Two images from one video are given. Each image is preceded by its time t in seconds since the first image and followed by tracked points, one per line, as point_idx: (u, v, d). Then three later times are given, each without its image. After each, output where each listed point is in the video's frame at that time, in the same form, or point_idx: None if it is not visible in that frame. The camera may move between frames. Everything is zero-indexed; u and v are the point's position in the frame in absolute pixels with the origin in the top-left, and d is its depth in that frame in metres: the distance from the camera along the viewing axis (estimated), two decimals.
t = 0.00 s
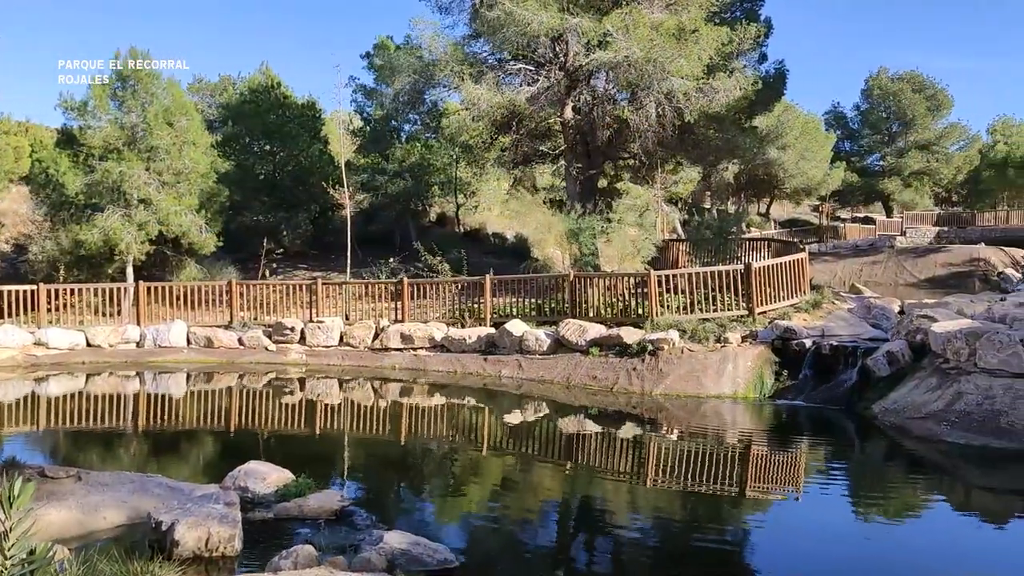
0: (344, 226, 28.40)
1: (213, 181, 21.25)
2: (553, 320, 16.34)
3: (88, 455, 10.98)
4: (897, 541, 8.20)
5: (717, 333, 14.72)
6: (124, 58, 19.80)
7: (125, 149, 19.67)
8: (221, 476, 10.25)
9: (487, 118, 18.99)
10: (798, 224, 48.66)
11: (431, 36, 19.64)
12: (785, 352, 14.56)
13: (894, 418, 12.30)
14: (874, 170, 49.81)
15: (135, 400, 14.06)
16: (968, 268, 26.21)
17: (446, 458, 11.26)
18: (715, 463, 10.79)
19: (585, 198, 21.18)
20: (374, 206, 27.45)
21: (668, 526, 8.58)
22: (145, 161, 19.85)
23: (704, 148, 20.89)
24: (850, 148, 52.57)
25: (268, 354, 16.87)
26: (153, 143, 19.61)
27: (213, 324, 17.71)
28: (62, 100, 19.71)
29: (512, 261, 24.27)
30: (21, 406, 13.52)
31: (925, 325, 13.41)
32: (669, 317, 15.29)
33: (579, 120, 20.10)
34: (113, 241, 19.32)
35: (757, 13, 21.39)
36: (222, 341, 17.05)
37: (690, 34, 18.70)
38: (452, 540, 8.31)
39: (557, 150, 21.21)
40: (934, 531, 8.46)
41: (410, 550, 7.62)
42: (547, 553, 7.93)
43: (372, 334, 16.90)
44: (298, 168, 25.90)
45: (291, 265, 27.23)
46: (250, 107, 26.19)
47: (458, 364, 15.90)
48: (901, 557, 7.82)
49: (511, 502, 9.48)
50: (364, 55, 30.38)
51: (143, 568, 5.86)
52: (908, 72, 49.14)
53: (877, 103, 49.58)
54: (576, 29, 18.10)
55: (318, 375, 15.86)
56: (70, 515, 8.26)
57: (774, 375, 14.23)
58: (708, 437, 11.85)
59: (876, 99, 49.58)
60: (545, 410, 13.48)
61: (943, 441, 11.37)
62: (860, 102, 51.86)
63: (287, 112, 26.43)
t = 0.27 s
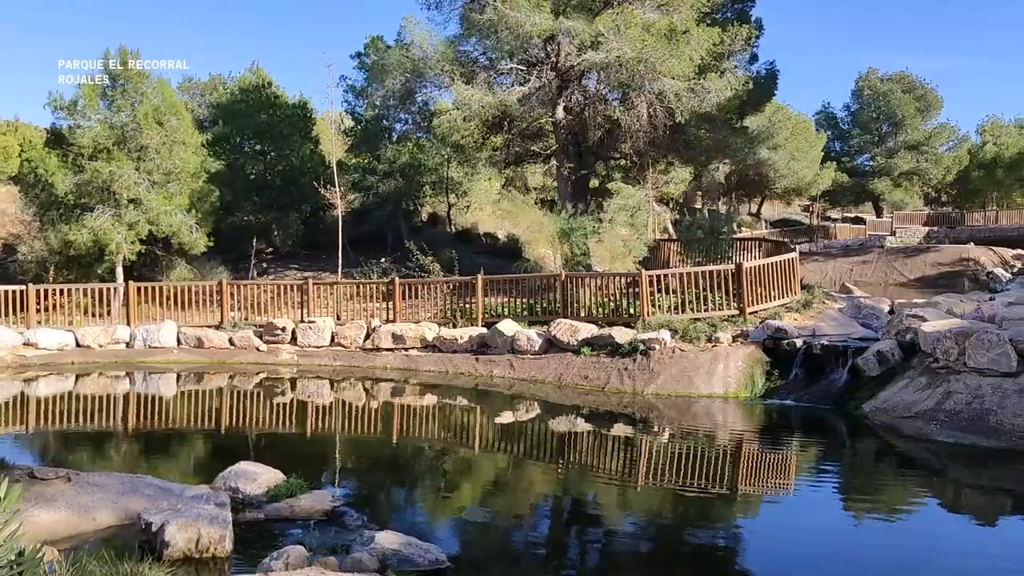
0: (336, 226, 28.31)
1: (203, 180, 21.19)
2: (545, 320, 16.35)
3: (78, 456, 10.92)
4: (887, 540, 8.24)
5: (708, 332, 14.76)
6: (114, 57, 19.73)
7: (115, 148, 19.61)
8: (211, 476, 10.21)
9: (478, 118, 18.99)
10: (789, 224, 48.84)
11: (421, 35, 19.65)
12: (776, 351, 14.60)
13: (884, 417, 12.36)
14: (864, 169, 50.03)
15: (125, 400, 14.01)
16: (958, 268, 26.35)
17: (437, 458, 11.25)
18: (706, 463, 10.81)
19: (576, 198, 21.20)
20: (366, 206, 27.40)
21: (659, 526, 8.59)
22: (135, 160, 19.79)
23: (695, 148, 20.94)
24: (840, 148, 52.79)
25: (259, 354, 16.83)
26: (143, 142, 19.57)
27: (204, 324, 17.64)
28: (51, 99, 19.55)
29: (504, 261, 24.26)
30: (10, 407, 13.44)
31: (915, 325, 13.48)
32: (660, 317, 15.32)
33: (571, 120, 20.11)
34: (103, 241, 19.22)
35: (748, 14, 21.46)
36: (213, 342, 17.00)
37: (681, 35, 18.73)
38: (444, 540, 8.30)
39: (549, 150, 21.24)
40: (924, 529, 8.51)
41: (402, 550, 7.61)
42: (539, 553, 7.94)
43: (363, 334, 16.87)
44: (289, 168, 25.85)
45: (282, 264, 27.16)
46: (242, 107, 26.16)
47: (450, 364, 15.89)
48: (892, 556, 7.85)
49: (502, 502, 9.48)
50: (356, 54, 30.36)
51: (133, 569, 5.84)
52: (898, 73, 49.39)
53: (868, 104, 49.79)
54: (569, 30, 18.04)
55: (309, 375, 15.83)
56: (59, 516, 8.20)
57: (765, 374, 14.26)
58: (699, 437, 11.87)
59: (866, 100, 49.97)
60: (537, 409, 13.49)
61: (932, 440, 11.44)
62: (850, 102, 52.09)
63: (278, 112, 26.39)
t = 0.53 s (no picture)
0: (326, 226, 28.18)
1: (193, 179, 21.11)
2: (536, 320, 16.35)
3: (66, 457, 10.86)
4: (876, 538, 8.27)
5: (699, 332, 14.78)
6: (103, 55, 19.61)
7: (103, 147, 19.52)
8: (201, 477, 10.17)
9: (469, 118, 18.98)
10: (779, 224, 48.99)
11: (411, 32, 19.75)
12: (766, 351, 14.64)
13: (873, 416, 12.41)
14: (854, 169, 50.25)
15: (114, 400, 13.94)
16: (947, 268, 26.47)
17: (428, 458, 11.24)
18: (697, 462, 10.83)
19: (567, 198, 21.22)
20: (356, 205, 27.34)
21: (650, 525, 8.61)
22: (124, 160, 19.71)
23: (686, 148, 20.98)
24: (829, 148, 53.01)
25: (249, 354, 16.77)
26: (132, 141, 19.49)
27: (194, 324, 17.58)
28: (39, 98, 19.42)
29: (495, 261, 24.26)
30: None
31: (904, 324, 13.54)
32: (651, 316, 15.34)
33: (562, 120, 20.13)
34: (92, 240, 19.12)
35: (738, 14, 21.53)
36: (203, 342, 16.94)
37: (672, 35, 18.77)
38: (434, 541, 8.28)
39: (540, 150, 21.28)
40: (912, 528, 8.55)
41: (393, 551, 7.60)
42: (530, 552, 7.94)
43: (354, 334, 16.83)
44: (279, 167, 25.78)
45: (272, 264, 27.09)
46: (231, 106, 26.11)
47: (441, 364, 15.87)
48: (881, 555, 7.89)
49: (493, 502, 9.48)
50: (346, 54, 30.31)
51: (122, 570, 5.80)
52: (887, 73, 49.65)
53: (857, 104, 50.00)
54: (561, 30, 17.87)
55: (300, 375, 15.79)
56: (47, 517, 8.16)
57: (756, 373, 14.30)
58: (690, 436, 11.90)
59: (855, 100, 50.21)
60: (528, 409, 13.49)
61: (921, 439, 11.49)
62: (840, 102, 52.31)
63: (268, 111, 26.32)
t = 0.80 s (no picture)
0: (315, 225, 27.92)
1: (181, 178, 21.01)
2: (526, 319, 16.35)
3: (54, 458, 10.79)
4: (866, 537, 8.30)
5: (689, 331, 14.81)
6: (91, 54, 19.54)
7: (92, 147, 19.40)
8: (190, 477, 10.13)
9: (459, 117, 18.94)
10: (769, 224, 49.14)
11: (405, 30, 19.61)
12: (756, 350, 14.68)
13: (862, 415, 12.46)
14: (843, 169, 50.46)
15: (103, 400, 13.86)
16: (935, 267, 26.60)
17: (418, 458, 11.22)
18: (687, 461, 10.85)
19: (558, 197, 21.22)
20: (346, 204, 27.29)
21: (641, 524, 8.62)
22: (112, 159, 19.60)
23: (676, 147, 21.02)
24: (818, 148, 53.22)
25: (238, 354, 16.71)
26: (120, 140, 19.37)
27: (183, 324, 17.50)
28: (27, 97, 19.32)
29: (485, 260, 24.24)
30: None
31: (892, 323, 13.61)
32: (641, 315, 15.36)
33: (552, 120, 20.14)
34: (80, 240, 19.00)
35: (728, 14, 21.60)
36: (192, 342, 16.86)
37: (663, 36, 18.80)
38: (424, 540, 8.27)
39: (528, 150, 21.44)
40: (901, 526, 8.59)
41: (383, 550, 7.58)
42: (520, 552, 7.93)
43: (344, 334, 16.78)
44: (268, 166, 25.69)
45: (262, 264, 27.00)
46: (220, 105, 26.06)
47: (431, 363, 15.85)
48: (870, 553, 7.91)
49: (483, 501, 9.47)
50: (336, 53, 30.24)
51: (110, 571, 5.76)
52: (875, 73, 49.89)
53: (846, 104, 50.21)
54: (551, 29, 17.98)
55: (290, 375, 15.73)
56: (35, 518, 8.10)
57: (745, 373, 14.34)
58: (680, 435, 11.92)
59: (844, 100, 50.43)
60: (518, 409, 13.49)
61: (909, 438, 11.55)
62: (829, 102, 52.52)
63: (257, 110, 26.23)
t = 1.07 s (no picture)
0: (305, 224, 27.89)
1: (170, 177, 20.91)
2: (517, 319, 16.35)
3: (41, 458, 10.72)
4: (855, 535, 8.33)
5: (679, 330, 14.83)
6: (78, 53, 19.53)
7: (79, 146, 19.28)
8: (179, 478, 10.08)
9: (450, 116, 18.91)
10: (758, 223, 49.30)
11: (398, 28, 19.53)
12: (745, 349, 14.72)
13: (851, 414, 12.51)
14: (832, 169, 50.68)
15: (91, 401, 13.78)
16: (923, 266, 26.75)
17: (409, 458, 11.20)
18: (677, 460, 10.87)
19: (548, 196, 21.23)
20: (336, 204, 27.21)
21: (631, 523, 8.62)
22: (100, 158, 19.47)
23: (665, 147, 21.05)
24: (808, 148, 53.42)
25: (227, 353, 16.65)
26: (108, 139, 19.24)
27: (172, 323, 17.42)
28: (14, 96, 19.22)
29: (475, 259, 24.22)
30: None
31: (881, 322, 13.66)
32: (632, 315, 15.37)
33: (543, 119, 20.15)
34: (67, 239, 18.88)
35: (718, 14, 21.66)
36: (181, 341, 16.78)
37: (653, 35, 18.83)
38: (414, 540, 8.25)
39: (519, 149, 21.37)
40: (890, 524, 8.62)
41: (373, 550, 7.56)
42: (511, 551, 7.93)
43: (334, 333, 16.74)
44: (258, 166, 25.59)
45: (251, 263, 26.90)
46: (209, 104, 25.94)
47: (421, 363, 15.82)
48: (859, 551, 7.94)
49: (473, 501, 9.46)
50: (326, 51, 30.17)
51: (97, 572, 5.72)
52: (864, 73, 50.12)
53: (835, 104, 50.41)
54: (541, 29, 18.02)
55: (279, 375, 15.69)
56: (22, 519, 8.05)
57: (735, 372, 14.37)
58: (670, 434, 11.94)
59: (833, 100, 50.65)
60: (509, 408, 13.49)
61: (898, 436, 11.61)
62: (818, 102, 52.73)
63: (246, 109, 26.12)
